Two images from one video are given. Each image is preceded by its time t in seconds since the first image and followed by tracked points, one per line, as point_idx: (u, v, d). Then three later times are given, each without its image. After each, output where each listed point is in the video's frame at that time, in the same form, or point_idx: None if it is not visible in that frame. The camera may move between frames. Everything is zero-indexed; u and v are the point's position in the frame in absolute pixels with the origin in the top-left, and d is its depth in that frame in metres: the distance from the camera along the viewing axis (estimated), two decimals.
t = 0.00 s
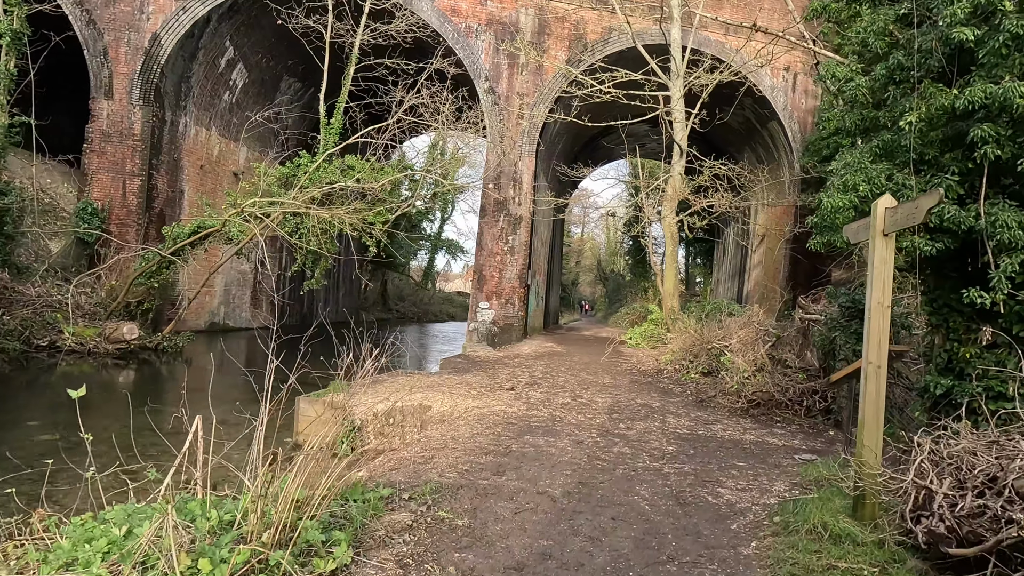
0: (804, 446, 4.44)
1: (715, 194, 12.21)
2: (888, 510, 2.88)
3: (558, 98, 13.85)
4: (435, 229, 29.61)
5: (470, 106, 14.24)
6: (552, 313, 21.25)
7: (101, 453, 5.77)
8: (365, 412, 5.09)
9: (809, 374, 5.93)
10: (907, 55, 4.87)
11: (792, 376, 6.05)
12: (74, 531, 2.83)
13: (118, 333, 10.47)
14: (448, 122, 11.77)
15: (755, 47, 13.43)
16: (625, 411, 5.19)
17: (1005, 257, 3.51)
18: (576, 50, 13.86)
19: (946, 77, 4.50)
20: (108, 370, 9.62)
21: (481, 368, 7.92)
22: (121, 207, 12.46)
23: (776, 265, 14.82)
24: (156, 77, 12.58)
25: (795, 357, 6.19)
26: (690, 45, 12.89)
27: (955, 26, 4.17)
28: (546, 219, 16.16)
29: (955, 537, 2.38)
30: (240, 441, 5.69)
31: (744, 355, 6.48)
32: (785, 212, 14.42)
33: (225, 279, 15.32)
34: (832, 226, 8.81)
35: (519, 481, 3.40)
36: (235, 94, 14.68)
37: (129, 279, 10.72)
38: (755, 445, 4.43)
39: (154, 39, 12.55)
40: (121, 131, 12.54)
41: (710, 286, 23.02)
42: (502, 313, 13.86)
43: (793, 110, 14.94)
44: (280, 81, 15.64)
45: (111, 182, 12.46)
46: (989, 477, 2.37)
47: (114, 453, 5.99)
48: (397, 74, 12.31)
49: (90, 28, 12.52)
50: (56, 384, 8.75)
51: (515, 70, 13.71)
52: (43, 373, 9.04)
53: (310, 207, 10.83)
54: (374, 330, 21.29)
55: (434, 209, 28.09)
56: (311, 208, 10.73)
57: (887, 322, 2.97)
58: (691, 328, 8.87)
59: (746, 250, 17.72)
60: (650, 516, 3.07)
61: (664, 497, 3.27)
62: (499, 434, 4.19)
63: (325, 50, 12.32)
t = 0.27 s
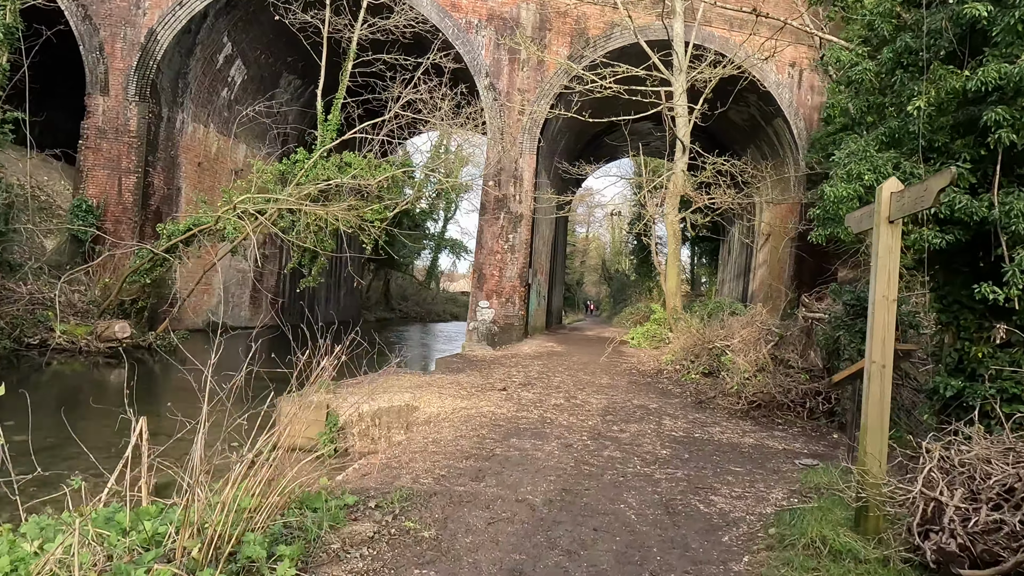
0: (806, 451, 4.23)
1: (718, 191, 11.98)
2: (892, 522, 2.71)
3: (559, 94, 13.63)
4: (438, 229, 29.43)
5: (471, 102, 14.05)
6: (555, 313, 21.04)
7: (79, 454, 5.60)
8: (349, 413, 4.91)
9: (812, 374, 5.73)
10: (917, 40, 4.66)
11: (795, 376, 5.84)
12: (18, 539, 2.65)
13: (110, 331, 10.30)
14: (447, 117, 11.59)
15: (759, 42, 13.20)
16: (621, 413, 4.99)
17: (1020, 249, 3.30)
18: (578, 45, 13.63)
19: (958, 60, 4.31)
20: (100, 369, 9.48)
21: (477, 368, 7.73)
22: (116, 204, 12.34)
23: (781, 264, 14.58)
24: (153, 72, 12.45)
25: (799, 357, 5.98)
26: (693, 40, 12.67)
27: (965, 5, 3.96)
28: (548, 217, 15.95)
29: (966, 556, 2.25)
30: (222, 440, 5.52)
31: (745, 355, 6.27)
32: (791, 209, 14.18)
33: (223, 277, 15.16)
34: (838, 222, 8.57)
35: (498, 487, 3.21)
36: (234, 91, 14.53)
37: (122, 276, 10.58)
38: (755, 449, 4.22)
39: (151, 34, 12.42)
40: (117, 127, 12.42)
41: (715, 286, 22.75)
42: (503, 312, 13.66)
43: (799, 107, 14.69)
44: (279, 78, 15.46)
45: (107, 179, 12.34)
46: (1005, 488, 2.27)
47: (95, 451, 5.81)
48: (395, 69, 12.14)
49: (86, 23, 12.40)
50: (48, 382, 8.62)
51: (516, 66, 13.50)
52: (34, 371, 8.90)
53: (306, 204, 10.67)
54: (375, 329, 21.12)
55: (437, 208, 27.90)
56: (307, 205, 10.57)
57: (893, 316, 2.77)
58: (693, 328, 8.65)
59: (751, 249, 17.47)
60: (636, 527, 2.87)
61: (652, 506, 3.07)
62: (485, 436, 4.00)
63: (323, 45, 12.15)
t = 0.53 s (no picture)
0: (808, 463, 4.02)
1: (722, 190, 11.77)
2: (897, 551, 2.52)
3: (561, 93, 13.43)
4: (442, 231, 29.28)
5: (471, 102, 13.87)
6: (558, 315, 20.84)
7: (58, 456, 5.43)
8: (332, 421, 4.72)
9: (815, 380, 5.51)
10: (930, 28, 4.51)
11: (798, 383, 5.63)
12: None
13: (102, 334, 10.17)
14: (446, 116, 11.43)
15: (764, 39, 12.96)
16: (615, 421, 4.79)
17: None
18: (580, 44, 13.43)
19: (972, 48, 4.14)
20: (91, 371, 9.33)
21: (473, 372, 7.54)
22: (112, 206, 12.23)
23: (787, 266, 14.34)
24: (149, 73, 12.34)
25: (802, 362, 5.76)
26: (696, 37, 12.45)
27: None
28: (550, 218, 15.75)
29: None
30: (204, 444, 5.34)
31: (747, 359, 6.06)
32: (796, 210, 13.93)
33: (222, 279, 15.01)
34: (844, 223, 8.33)
35: (475, 506, 3.01)
36: (233, 92, 14.40)
37: (115, 277, 10.45)
38: (754, 460, 4.01)
39: (147, 34, 12.31)
40: (113, 128, 12.31)
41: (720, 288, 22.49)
42: (503, 314, 13.46)
43: (805, 106, 14.45)
44: (279, 78, 15.32)
45: (103, 181, 12.23)
46: None
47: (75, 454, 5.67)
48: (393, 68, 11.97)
49: (81, 23, 12.31)
50: (42, 386, 8.51)
51: (517, 65, 13.31)
52: (26, 375, 8.78)
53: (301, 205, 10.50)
54: (377, 332, 20.95)
55: (440, 209, 27.75)
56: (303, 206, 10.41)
57: (899, 324, 2.58)
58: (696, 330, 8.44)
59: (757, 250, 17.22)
60: (619, 551, 2.66)
61: (638, 527, 2.86)
62: (468, 448, 3.81)
63: (320, 44, 12.00)
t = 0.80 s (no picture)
0: (818, 470, 3.81)
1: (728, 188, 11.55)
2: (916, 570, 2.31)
3: (565, 90, 13.23)
4: (448, 231, 29.11)
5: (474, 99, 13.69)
6: (563, 315, 20.62)
7: (42, 455, 5.27)
8: (320, 424, 4.54)
9: (826, 382, 5.28)
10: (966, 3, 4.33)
11: (807, 385, 5.42)
12: None
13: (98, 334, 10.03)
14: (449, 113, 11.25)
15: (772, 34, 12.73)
16: (616, 425, 4.58)
17: None
18: (584, 40, 13.22)
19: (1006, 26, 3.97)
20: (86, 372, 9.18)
21: (473, 373, 7.35)
22: (112, 205, 12.11)
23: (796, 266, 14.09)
24: (148, 70, 12.23)
25: (811, 363, 5.54)
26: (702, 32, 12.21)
27: None
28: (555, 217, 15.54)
29: None
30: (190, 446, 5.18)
31: (754, 360, 5.84)
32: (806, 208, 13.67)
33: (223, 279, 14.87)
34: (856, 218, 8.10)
35: (459, 518, 2.82)
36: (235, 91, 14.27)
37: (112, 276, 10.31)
38: (761, 467, 3.80)
39: (146, 31, 12.19)
40: (112, 126, 12.20)
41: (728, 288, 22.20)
42: (506, 314, 13.25)
43: (814, 102, 14.20)
44: (281, 77, 15.18)
45: (102, 179, 12.13)
46: None
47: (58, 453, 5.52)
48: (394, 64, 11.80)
49: (81, 20, 12.22)
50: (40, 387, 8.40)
51: (521, 61, 13.11)
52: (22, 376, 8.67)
53: (301, 204, 10.34)
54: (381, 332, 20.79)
55: (446, 209, 27.61)
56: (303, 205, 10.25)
57: (919, 321, 2.39)
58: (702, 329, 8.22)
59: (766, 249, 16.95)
60: (611, 570, 2.45)
61: (634, 542, 2.66)
62: (458, 454, 3.62)
63: (321, 41, 11.82)
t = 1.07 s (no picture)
0: (830, 483, 3.59)
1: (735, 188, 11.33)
2: None
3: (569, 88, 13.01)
4: (453, 231, 28.93)
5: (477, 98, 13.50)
6: (569, 316, 20.38)
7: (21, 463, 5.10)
8: (307, 432, 4.35)
9: (836, 388, 5.06)
10: None
11: (817, 391, 5.18)
12: None
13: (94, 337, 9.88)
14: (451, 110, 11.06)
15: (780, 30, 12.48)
16: (617, 433, 4.38)
17: None
18: (589, 38, 13.01)
19: None
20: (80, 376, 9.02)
21: (472, 377, 7.16)
22: (110, 205, 11.98)
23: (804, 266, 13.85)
24: (147, 70, 12.10)
25: (822, 368, 5.32)
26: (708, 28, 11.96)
27: None
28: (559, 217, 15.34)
29: None
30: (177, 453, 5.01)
31: (762, 364, 5.62)
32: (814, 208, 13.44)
33: (225, 280, 14.72)
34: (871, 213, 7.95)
35: (442, 540, 2.62)
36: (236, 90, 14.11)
37: (108, 278, 10.17)
38: (769, 480, 3.59)
39: (145, 30, 12.07)
40: (111, 126, 12.08)
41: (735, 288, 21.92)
42: (509, 316, 13.05)
43: (822, 100, 13.95)
44: (283, 76, 15.04)
45: (101, 180, 12.01)
46: None
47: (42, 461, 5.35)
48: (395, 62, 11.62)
49: (80, 20, 12.10)
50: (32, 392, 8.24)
51: (524, 60, 12.92)
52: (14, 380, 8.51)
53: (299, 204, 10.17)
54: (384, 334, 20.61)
55: (450, 210, 27.45)
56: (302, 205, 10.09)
57: (946, 323, 2.41)
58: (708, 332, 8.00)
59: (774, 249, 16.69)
60: None
61: (631, 566, 2.46)
62: (447, 466, 3.42)
63: (321, 39, 11.62)
